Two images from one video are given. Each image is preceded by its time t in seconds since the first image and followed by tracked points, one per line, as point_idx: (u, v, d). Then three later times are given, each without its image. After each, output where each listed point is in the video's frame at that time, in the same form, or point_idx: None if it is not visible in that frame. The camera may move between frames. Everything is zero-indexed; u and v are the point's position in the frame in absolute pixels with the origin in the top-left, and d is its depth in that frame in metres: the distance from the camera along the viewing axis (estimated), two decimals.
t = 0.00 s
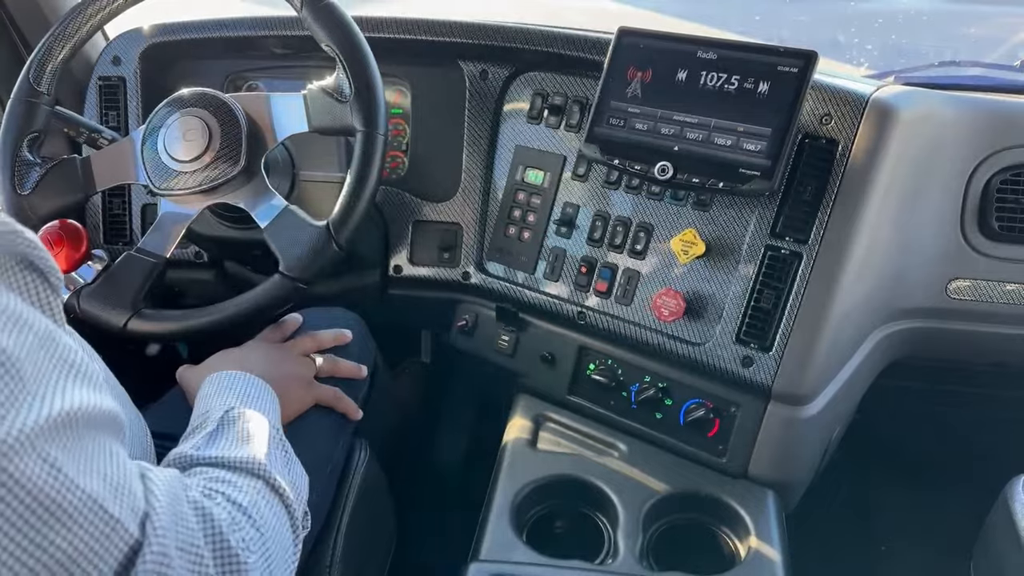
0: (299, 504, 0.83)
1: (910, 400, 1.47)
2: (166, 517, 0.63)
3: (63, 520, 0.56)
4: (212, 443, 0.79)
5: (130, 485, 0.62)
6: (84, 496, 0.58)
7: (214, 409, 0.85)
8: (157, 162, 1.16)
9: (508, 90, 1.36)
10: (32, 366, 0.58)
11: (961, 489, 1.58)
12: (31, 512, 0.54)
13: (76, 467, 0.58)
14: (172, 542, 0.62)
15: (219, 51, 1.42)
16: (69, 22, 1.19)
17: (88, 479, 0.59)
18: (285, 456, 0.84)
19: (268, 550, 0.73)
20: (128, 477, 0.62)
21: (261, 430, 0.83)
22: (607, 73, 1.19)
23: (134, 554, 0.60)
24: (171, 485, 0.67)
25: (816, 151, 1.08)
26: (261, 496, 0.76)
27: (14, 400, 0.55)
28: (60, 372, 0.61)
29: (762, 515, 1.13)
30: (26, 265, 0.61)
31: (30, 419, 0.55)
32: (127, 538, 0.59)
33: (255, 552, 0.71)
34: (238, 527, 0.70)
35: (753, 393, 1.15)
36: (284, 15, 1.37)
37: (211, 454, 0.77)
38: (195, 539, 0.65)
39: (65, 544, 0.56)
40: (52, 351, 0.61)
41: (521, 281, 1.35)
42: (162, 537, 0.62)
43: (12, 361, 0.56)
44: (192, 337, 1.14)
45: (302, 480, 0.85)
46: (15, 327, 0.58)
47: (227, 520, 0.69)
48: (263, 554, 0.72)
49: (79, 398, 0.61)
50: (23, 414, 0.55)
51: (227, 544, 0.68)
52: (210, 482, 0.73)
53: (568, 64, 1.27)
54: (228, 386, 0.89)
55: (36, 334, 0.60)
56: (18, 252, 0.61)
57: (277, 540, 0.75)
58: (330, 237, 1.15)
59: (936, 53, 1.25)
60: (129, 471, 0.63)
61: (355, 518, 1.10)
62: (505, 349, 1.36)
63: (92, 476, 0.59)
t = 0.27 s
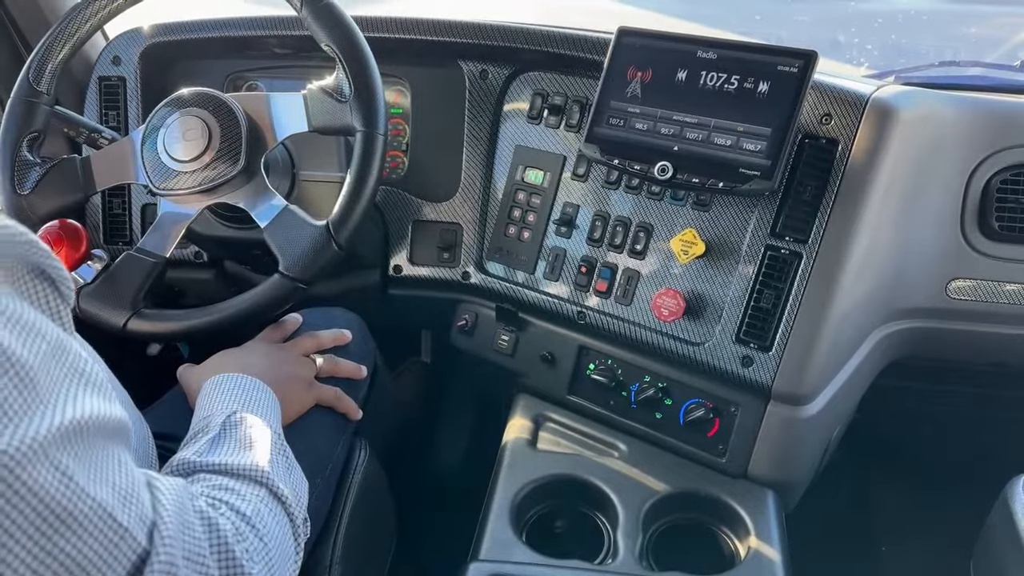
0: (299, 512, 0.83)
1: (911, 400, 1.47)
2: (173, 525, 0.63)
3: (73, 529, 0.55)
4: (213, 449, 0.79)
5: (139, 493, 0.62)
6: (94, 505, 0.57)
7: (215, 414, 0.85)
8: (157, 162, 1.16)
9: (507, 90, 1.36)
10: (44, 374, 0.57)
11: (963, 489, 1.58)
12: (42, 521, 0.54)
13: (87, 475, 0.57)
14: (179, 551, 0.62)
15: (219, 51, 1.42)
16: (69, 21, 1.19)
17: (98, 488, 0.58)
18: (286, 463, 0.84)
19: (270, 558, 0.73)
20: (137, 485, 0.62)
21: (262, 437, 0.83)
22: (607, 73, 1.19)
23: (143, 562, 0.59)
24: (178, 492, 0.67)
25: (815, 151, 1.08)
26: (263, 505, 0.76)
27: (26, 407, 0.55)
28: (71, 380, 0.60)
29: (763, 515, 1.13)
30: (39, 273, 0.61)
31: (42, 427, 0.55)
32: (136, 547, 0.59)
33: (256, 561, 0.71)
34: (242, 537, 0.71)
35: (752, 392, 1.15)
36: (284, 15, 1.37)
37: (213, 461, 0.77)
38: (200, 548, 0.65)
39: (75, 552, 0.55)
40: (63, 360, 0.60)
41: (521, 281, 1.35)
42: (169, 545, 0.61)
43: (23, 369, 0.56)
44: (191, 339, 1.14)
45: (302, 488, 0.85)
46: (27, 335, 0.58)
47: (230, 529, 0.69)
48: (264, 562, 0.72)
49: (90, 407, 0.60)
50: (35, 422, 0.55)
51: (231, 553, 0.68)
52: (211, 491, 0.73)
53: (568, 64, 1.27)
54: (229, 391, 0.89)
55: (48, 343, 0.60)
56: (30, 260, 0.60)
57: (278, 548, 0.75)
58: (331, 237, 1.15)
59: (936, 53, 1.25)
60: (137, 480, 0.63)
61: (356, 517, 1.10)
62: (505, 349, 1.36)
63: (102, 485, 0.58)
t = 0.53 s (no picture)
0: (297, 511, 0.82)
1: (911, 400, 1.47)
2: (165, 526, 0.63)
3: (63, 532, 0.55)
4: (211, 447, 0.79)
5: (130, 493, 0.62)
6: (84, 508, 0.57)
7: (214, 413, 0.85)
8: (155, 161, 1.16)
9: (507, 89, 1.36)
10: (34, 375, 0.57)
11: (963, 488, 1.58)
12: (30, 524, 0.53)
13: (77, 477, 0.57)
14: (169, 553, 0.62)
15: (218, 50, 1.42)
16: (68, 19, 1.19)
17: (88, 490, 0.58)
18: (284, 461, 0.84)
19: (267, 557, 0.73)
20: (128, 485, 0.62)
21: (260, 435, 0.83)
22: (607, 72, 1.19)
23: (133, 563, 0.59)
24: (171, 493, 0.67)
25: (815, 150, 1.08)
26: (261, 503, 0.76)
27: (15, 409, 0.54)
28: (60, 379, 0.59)
29: (762, 515, 1.12)
30: (29, 272, 0.60)
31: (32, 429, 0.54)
32: (127, 548, 0.59)
33: (252, 560, 0.71)
34: (238, 536, 0.70)
35: (752, 392, 1.15)
36: (283, 14, 1.36)
37: (211, 459, 0.77)
38: (192, 548, 0.65)
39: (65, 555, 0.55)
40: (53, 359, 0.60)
41: (520, 280, 1.35)
42: (160, 546, 0.61)
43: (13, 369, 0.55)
44: (190, 338, 1.14)
45: (300, 486, 0.85)
46: (15, 333, 0.57)
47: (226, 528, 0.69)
48: (261, 560, 0.72)
49: (81, 407, 0.59)
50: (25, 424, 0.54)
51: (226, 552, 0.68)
52: (208, 489, 0.73)
53: (568, 62, 1.27)
54: (228, 389, 0.89)
55: (37, 341, 0.59)
56: (20, 258, 0.59)
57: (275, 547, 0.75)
58: (330, 236, 1.14)
59: (936, 52, 1.25)
60: (129, 480, 0.62)
61: (355, 516, 1.10)
62: (504, 348, 1.36)
63: (92, 486, 0.58)
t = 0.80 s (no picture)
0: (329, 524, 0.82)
1: (910, 403, 1.47)
2: (192, 520, 0.62)
3: (86, 528, 0.54)
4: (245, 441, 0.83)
5: (152, 487, 0.60)
6: (105, 502, 0.55)
7: (266, 411, 0.89)
8: (158, 162, 1.16)
9: (509, 90, 1.35)
10: (53, 366, 0.55)
11: (965, 489, 1.58)
12: (52, 517, 0.52)
13: (100, 468, 0.55)
14: (193, 546, 0.61)
15: (219, 50, 1.42)
16: (70, 20, 1.19)
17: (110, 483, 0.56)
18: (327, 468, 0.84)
19: (292, 554, 0.72)
20: (148, 476, 0.61)
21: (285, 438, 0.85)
22: (609, 72, 1.19)
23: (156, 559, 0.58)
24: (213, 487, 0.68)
25: (818, 151, 1.08)
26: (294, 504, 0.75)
27: (33, 398, 0.52)
28: (78, 367, 0.58)
29: (765, 516, 1.12)
30: (39, 269, 0.60)
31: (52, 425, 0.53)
32: (147, 539, 0.58)
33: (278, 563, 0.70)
34: (264, 527, 0.70)
35: (754, 393, 1.15)
36: (285, 15, 1.36)
37: (237, 452, 0.80)
38: (223, 539, 0.65)
39: (85, 554, 0.54)
40: (58, 345, 0.58)
41: (522, 281, 1.35)
42: (184, 543, 0.60)
43: (25, 360, 0.53)
44: (192, 339, 1.14)
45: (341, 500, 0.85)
46: (19, 321, 0.55)
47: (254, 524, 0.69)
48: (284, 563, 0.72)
49: (101, 396, 0.58)
50: (42, 415, 0.52)
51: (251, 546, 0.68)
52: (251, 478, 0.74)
53: (570, 63, 1.27)
54: (284, 390, 0.92)
55: (43, 330, 0.57)
56: (32, 257, 0.59)
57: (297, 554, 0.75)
58: (332, 236, 1.14)
59: (939, 52, 1.25)
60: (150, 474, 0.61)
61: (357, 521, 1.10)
62: (506, 349, 1.36)
63: (117, 478, 0.57)
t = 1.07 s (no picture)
0: (419, 475, 0.82)
1: (912, 403, 1.46)
2: (272, 437, 0.62)
3: (157, 457, 0.53)
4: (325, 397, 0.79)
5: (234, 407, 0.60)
6: (181, 433, 0.54)
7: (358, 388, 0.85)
8: (160, 162, 1.15)
9: (511, 90, 1.35)
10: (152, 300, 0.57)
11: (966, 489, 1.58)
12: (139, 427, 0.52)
13: (181, 404, 0.54)
14: (272, 465, 0.61)
15: (221, 50, 1.42)
16: (73, 20, 1.19)
17: (185, 414, 0.55)
18: (421, 423, 0.85)
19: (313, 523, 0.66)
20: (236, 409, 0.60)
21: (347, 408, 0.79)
22: (611, 73, 1.18)
23: (237, 477, 0.58)
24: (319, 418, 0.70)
25: (821, 151, 1.07)
26: (435, 428, 0.87)
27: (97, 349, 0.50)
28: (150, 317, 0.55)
29: (768, 516, 1.12)
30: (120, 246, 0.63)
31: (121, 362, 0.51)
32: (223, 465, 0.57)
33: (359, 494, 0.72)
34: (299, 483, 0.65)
35: (757, 393, 1.15)
36: (287, 15, 1.36)
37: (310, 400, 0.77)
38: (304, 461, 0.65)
39: (155, 485, 0.53)
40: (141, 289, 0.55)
41: (524, 281, 1.35)
42: (264, 461, 0.60)
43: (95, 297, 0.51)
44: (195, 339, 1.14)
45: (434, 463, 0.85)
46: (104, 265, 0.53)
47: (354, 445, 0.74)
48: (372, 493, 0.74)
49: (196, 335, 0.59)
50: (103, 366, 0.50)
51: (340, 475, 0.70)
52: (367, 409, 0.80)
53: (573, 63, 1.27)
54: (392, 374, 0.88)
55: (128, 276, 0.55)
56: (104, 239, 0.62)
57: (378, 496, 0.75)
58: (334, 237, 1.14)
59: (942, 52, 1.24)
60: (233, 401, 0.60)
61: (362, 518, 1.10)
62: (509, 350, 1.36)
63: (195, 403, 0.56)
